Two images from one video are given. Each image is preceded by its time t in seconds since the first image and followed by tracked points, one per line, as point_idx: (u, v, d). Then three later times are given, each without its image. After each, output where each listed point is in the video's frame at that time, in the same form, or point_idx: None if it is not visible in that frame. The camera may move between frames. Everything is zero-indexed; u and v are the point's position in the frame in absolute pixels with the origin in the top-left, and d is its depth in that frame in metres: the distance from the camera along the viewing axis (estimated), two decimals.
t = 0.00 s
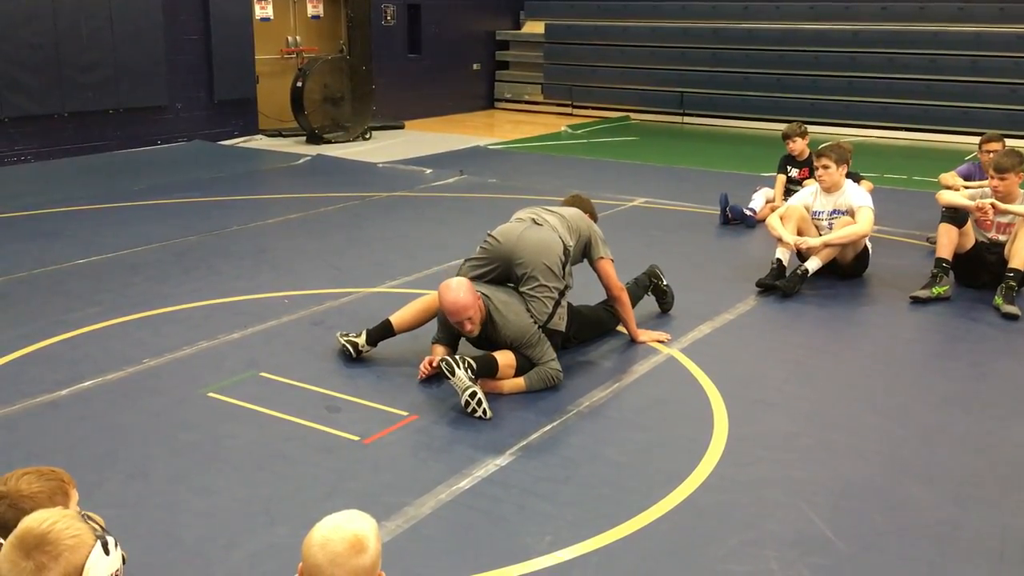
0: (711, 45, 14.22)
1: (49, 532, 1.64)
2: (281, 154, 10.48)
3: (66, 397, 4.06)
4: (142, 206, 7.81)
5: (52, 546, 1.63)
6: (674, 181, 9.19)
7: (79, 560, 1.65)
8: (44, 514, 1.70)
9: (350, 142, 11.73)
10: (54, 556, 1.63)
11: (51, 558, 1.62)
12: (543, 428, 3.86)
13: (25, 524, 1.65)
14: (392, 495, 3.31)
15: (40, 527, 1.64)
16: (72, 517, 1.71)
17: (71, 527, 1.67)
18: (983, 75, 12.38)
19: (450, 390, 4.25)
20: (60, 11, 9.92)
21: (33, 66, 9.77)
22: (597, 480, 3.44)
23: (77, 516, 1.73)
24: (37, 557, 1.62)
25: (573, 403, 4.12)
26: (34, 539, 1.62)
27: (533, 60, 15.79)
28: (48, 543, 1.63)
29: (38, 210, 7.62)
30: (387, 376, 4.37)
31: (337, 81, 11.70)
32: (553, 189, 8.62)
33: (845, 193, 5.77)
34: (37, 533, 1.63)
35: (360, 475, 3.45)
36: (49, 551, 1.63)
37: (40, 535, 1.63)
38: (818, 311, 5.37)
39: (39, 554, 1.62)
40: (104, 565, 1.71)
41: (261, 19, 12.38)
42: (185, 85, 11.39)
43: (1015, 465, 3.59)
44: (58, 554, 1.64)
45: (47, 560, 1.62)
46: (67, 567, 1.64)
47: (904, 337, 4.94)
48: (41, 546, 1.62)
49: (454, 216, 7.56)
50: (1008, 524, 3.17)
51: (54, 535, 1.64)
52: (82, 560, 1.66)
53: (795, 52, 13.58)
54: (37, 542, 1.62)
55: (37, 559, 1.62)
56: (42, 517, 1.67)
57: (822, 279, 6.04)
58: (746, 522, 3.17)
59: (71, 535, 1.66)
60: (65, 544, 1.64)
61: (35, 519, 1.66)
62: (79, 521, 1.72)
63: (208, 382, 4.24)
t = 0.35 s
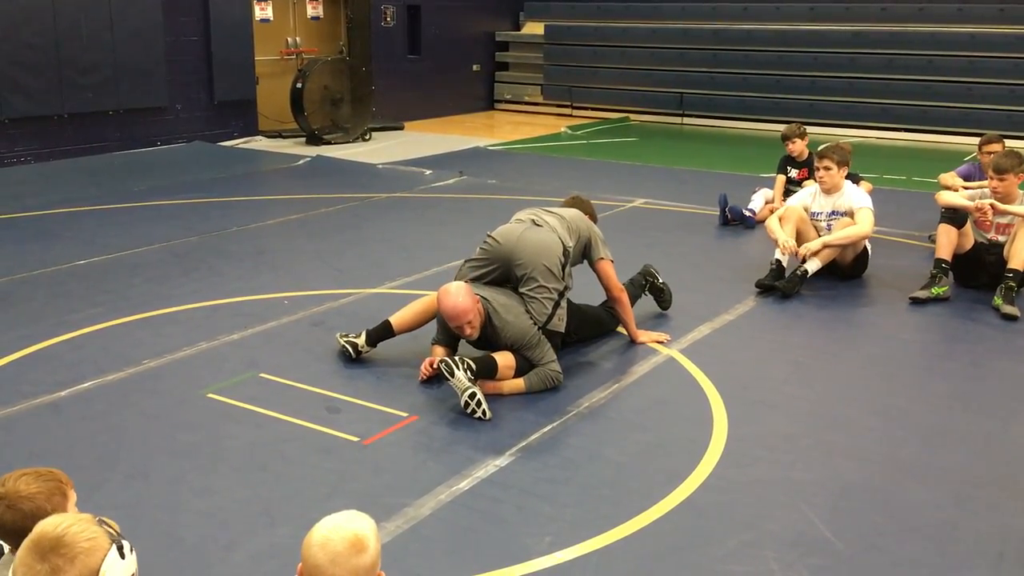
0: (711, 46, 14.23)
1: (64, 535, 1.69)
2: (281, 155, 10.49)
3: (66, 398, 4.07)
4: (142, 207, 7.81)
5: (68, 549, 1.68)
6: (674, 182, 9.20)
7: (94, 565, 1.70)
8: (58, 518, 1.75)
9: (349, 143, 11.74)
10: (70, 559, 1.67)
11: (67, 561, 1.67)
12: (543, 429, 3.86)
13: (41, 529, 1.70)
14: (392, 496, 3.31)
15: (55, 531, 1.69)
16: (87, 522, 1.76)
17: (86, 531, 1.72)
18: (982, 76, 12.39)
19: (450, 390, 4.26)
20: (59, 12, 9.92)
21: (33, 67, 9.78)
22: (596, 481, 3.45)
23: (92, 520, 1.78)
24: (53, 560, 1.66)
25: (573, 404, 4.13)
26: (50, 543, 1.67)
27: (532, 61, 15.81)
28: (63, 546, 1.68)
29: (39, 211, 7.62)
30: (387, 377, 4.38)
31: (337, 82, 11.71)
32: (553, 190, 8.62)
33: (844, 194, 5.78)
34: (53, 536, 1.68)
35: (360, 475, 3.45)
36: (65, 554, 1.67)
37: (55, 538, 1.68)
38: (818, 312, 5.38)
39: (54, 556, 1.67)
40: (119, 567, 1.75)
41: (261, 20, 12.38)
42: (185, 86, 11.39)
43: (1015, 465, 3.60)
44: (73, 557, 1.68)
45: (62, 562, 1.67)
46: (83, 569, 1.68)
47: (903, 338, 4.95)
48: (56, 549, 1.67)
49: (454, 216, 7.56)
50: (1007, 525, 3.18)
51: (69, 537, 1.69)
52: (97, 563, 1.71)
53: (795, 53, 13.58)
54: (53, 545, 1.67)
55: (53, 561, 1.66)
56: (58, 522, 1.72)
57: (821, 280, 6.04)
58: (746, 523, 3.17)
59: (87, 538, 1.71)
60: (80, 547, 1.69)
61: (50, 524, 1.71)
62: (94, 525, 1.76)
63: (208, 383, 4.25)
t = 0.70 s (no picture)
0: (710, 46, 14.24)
1: (68, 538, 1.69)
2: (280, 156, 10.49)
3: (64, 399, 4.07)
4: (141, 208, 7.81)
5: (72, 551, 1.68)
6: (673, 182, 9.21)
7: (98, 567, 1.70)
8: (61, 523, 1.75)
9: (348, 143, 11.74)
10: (75, 561, 1.68)
11: (72, 563, 1.67)
12: (542, 430, 3.86)
13: (45, 533, 1.70)
14: (391, 497, 3.31)
15: (58, 535, 1.69)
16: (90, 524, 1.76)
17: (90, 533, 1.72)
18: (981, 77, 12.41)
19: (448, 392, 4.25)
20: (59, 12, 9.92)
21: (32, 68, 9.77)
22: (596, 481, 3.45)
23: (95, 523, 1.78)
24: (58, 563, 1.67)
25: (573, 405, 4.12)
26: (54, 546, 1.67)
27: (531, 62, 15.82)
28: (68, 549, 1.68)
29: (37, 212, 7.61)
30: (386, 377, 4.38)
31: (336, 83, 11.71)
32: (552, 191, 8.62)
33: (843, 195, 5.79)
34: (57, 540, 1.68)
35: (358, 476, 3.45)
36: (69, 556, 1.67)
37: (59, 542, 1.68)
38: (816, 313, 5.38)
39: (59, 560, 1.67)
40: (126, 567, 1.76)
41: (260, 21, 12.38)
42: (184, 87, 11.39)
43: (1014, 466, 3.60)
44: (79, 559, 1.68)
45: (68, 565, 1.67)
46: (90, 571, 1.69)
47: (902, 338, 4.95)
48: (62, 552, 1.67)
49: (452, 217, 7.56)
50: (1006, 526, 3.18)
51: (74, 540, 1.69)
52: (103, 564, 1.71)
53: (794, 53, 13.58)
54: (58, 548, 1.68)
55: (58, 564, 1.67)
56: (61, 526, 1.72)
57: (820, 280, 6.04)
58: (745, 524, 3.18)
59: (91, 540, 1.71)
60: (85, 549, 1.69)
61: (54, 528, 1.71)
62: (98, 528, 1.77)
63: (207, 384, 4.25)
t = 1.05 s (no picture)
0: (711, 48, 14.24)
1: (74, 540, 1.69)
2: (280, 158, 10.49)
3: (64, 400, 4.07)
4: (141, 209, 7.81)
5: (78, 554, 1.68)
6: (673, 183, 9.21)
7: (104, 571, 1.70)
8: (67, 525, 1.75)
9: (348, 145, 11.74)
10: (80, 564, 1.68)
11: (77, 565, 1.67)
12: (542, 432, 3.86)
13: (50, 536, 1.70)
14: (391, 498, 3.31)
15: (64, 538, 1.69)
16: (96, 527, 1.76)
17: (96, 536, 1.72)
18: (981, 78, 12.41)
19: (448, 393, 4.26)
20: (59, 14, 9.93)
21: (33, 70, 9.78)
22: (596, 482, 3.45)
23: (100, 525, 1.78)
24: (64, 565, 1.67)
25: (573, 406, 4.12)
26: (60, 549, 1.67)
27: (531, 63, 15.82)
28: (73, 551, 1.68)
29: (38, 214, 7.62)
30: (387, 378, 4.38)
31: (336, 85, 11.71)
32: (552, 192, 8.63)
33: (845, 196, 5.79)
34: (62, 542, 1.68)
35: (359, 477, 3.45)
36: (75, 559, 1.67)
37: (64, 544, 1.68)
38: (816, 314, 5.38)
39: (65, 562, 1.67)
40: (131, 570, 1.76)
41: (260, 23, 12.39)
42: (184, 89, 11.40)
43: (1014, 467, 3.59)
44: (84, 562, 1.68)
45: (72, 567, 1.67)
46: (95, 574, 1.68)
47: (902, 339, 4.96)
48: (66, 554, 1.67)
49: (453, 218, 7.57)
50: (1006, 527, 3.18)
51: (79, 543, 1.69)
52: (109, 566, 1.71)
53: (794, 54, 13.58)
54: (63, 550, 1.68)
55: (63, 566, 1.67)
56: (66, 529, 1.72)
57: (820, 281, 6.05)
58: (745, 525, 3.18)
59: (96, 543, 1.71)
60: (91, 552, 1.69)
61: (59, 531, 1.71)
62: (103, 530, 1.76)
63: (208, 385, 4.25)
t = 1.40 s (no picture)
0: (711, 50, 14.23)
1: (72, 541, 1.69)
2: (280, 160, 10.50)
3: (64, 403, 4.07)
4: (142, 212, 7.82)
5: (76, 555, 1.68)
6: (672, 185, 9.22)
7: (102, 572, 1.70)
8: (67, 527, 1.75)
9: (349, 147, 11.74)
10: (78, 565, 1.68)
11: (75, 566, 1.68)
12: (542, 433, 3.86)
13: (48, 537, 1.71)
14: (391, 500, 3.31)
15: (63, 538, 1.70)
16: (95, 528, 1.76)
17: (94, 537, 1.72)
18: (981, 79, 12.40)
19: (448, 394, 4.26)
20: (60, 16, 9.94)
21: (33, 73, 9.79)
22: (596, 484, 3.45)
23: (99, 526, 1.78)
24: (62, 566, 1.67)
25: (572, 408, 4.13)
26: (59, 550, 1.68)
27: (531, 64, 15.83)
28: (71, 552, 1.68)
29: (39, 216, 7.62)
30: (387, 380, 4.38)
31: (336, 87, 11.71)
32: (552, 194, 8.63)
33: (845, 198, 5.78)
34: (60, 543, 1.68)
35: (359, 479, 3.46)
36: (73, 560, 1.68)
37: (63, 545, 1.68)
38: (816, 315, 5.38)
39: (63, 563, 1.67)
40: (130, 571, 1.76)
41: (260, 25, 12.40)
42: (185, 91, 11.41)
43: (1013, 469, 3.59)
44: (82, 563, 1.68)
45: (71, 567, 1.67)
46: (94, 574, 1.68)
47: (902, 341, 4.95)
48: (65, 555, 1.68)
49: (453, 220, 7.57)
50: (1006, 528, 3.18)
51: (78, 544, 1.70)
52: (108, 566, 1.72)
53: (794, 56, 13.58)
54: (61, 551, 1.68)
55: (62, 567, 1.67)
56: (65, 529, 1.72)
57: (820, 282, 6.05)
58: (745, 526, 3.18)
59: (95, 544, 1.72)
60: (89, 553, 1.69)
61: (58, 532, 1.71)
62: (102, 531, 1.77)
63: (208, 388, 4.25)
